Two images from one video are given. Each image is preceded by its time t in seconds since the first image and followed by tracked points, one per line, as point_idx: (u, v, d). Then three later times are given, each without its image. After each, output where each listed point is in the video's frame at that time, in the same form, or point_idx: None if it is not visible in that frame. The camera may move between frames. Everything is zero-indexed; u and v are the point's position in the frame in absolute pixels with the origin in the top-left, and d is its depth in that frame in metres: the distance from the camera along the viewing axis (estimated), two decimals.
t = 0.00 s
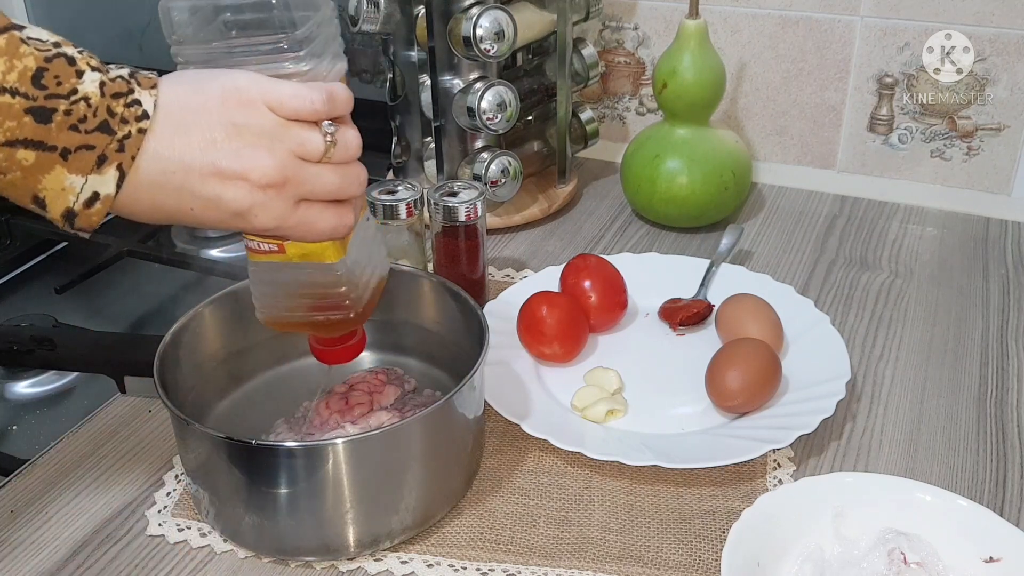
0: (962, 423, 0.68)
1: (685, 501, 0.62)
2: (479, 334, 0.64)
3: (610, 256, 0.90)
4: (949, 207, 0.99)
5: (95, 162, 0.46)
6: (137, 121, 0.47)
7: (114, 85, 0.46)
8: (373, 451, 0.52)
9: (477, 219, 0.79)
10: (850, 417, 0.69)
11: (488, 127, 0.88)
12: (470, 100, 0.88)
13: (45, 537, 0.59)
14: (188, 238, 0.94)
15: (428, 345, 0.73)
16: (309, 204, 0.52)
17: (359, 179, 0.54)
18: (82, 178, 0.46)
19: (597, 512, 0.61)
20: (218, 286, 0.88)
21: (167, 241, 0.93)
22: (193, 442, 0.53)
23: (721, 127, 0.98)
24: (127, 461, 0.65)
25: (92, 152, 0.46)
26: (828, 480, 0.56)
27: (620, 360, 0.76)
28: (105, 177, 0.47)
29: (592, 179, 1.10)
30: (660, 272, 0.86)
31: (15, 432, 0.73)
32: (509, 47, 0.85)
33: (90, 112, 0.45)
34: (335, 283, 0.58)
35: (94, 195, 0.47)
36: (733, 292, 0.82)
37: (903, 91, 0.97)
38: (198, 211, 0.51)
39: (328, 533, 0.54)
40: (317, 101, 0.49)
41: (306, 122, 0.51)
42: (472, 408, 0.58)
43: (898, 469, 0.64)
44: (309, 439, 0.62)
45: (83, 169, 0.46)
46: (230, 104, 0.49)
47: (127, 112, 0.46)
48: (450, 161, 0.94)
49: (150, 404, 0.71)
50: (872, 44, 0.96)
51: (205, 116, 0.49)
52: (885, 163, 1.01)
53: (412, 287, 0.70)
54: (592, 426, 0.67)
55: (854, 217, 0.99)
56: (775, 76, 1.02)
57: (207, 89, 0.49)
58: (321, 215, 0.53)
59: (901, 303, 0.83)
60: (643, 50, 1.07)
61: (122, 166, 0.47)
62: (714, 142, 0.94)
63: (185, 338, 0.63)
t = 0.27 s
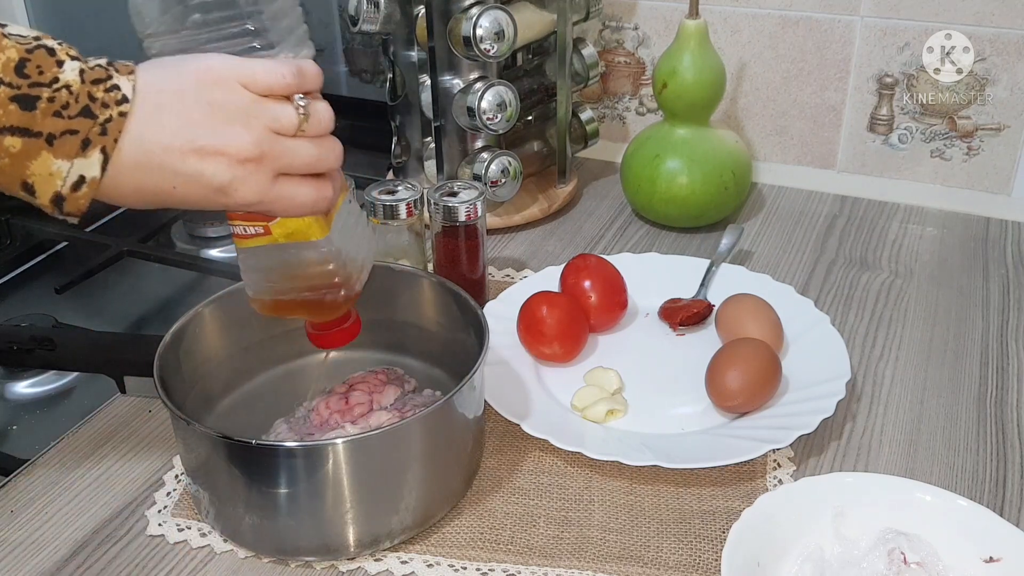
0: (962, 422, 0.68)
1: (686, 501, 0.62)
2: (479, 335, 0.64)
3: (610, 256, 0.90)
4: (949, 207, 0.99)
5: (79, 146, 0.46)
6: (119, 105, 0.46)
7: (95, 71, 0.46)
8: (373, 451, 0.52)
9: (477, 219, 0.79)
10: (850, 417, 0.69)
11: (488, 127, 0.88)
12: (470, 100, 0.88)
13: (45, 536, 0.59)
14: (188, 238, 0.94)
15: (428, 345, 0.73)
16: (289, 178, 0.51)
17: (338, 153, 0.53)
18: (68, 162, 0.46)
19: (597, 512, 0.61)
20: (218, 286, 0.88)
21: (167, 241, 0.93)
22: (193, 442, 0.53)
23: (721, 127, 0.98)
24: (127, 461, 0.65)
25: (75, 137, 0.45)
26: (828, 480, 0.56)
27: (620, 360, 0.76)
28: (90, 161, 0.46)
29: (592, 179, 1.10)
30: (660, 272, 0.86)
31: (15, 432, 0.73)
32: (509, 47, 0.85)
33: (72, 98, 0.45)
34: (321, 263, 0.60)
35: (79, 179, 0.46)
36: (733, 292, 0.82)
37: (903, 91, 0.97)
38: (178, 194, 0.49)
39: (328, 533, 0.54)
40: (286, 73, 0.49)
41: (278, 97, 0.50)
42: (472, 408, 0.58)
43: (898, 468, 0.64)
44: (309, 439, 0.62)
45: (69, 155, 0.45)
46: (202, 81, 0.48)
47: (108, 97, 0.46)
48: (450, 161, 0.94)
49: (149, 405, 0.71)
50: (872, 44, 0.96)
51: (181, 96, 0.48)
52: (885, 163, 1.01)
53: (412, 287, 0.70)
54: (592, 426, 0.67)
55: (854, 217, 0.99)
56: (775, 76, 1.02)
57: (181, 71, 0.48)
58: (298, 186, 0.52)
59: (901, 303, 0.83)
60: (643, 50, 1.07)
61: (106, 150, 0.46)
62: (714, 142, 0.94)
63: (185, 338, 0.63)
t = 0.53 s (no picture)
0: (962, 422, 0.68)
1: (686, 501, 0.62)
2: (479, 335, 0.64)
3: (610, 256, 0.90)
4: (949, 207, 0.99)
5: (24, 120, 0.45)
6: (61, 78, 0.46)
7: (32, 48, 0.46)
8: (373, 451, 0.52)
9: (477, 219, 0.79)
10: (850, 417, 0.69)
11: (488, 127, 0.88)
12: (470, 101, 0.88)
13: (45, 536, 0.59)
14: (188, 238, 0.94)
15: (428, 345, 0.73)
16: (240, 137, 0.52)
17: (288, 107, 0.54)
18: (14, 137, 0.45)
19: (597, 512, 0.61)
20: (218, 286, 0.88)
21: (168, 241, 0.93)
22: (193, 442, 0.53)
23: (721, 127, 0.98)
24: (127, 461, 0.65)
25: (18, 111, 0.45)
26: (828, 480, 0.56)
27: (620, 360, 0.76)
28: (37, 134, 0.46)
29: (592, 179, 1.10)
30: (661, 272, 0.86)
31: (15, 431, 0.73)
32: (509, 47, 0.85)
33: (13, 72, 0.45)
34: (297, 243, 0.62)
35: (27, 154, 0.46)
36: (733, 292, 0.82)
37: (903, 91, 0.97)
38: (133, 163, 0.50)
39: (328, 534, 0.54)
40: (222, 29, 0.51)
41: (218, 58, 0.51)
42: (472, 408, 0.58)
43: (898, 469, 0.64)
44: (309, 439, 0.62)
45: (14, 129, 0.45)
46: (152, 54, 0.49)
47: (50, 71, 0.46)
48: (450, 161, 0.94)
49: (150, 405, 0.71)
50: (872, 44, 0.96)
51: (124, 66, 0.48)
52: (885, 163, 1.01)
53: (412, 287, 0.70)
54: (592, 426, 0.67)
55: (854, 217, 0.99)
56: (775, 77, 1.02)
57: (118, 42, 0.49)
58: (255, 144, 0.52)
59: (901, 303, 0.83)
60: (643, 50, 1.07)
61: (51, 122, 0.46)
62: (714, 142, 0.94)
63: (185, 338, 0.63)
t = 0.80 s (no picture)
0: (962, 422, 0.68)
1: (686, 501, 0.62)
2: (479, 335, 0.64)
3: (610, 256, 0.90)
4: (949, 207, 0.99)
5: None
6: None
7: None
8: (373, 451, 0.52)
9: (477, 219, 0.79)
10: (850, 417, 0.69)
11: (488, 127, 0.88)
12: (470, 100, 0.88)
13: (46, 536, 0.59)
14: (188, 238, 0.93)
15: (427, 345, 0.73)
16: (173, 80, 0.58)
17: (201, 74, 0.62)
18: None
19: (597, 512, 0.61)
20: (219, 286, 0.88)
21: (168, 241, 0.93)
22: (193, 442, 0.53)
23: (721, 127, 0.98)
24: (127, 461, 0.65)
25: None
26: (828, 481, 0.56)
27: (620, 360, 0.76)
28: None
29: (592, 179, 1.10)
30: (661, 273, 0.86)
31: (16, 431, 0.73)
32: (509, 47, 0.85)
33: None
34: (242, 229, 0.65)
35: None
36: (733, 292, 0.82)
37: (903, 90, 0.97)
38: (94, 93, 0.54)
39: (328, 534, 0.54)
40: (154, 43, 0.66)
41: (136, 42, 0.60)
42: (472, 408, 0.58)
43: (898, 469, 0.64)
44: (309, 439, 0.62)
45: None
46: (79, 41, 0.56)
47: None
48: (449, 161, 0.94)
49: (150, 405, 0.71)
50: (872, 44, 0.96)
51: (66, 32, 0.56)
52: (885, 163, 1.01)
53: (412, 287, 0.70)
54: (592, 426, 0.67)
55: (855, 217, 0.99)
56: (776, 77, 1.02)
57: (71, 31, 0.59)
58: (185, 92, 0.58)
59: (901, 303, 0.83)
60: (643, 50, 1.07)
61: None
62: (714, 142, 0.94)
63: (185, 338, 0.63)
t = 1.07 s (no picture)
0: (962, 423, 0.68)
1: (686, 501, 0.62)
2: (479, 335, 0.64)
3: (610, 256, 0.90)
4: (949, 207, 0.99)
5: None
6: None
7: None
8: (373, 451, 0.52)
9: (477, 219, 0.79)
10: (850, 417, 0.69)
11: (488, 127, 0.88)
12: (470, 101, 0.88)
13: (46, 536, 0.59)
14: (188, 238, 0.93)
15: (427, 345, 0.73)
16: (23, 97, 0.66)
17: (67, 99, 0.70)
18: None
19: (597, 512, 0.61)
20: (219, 286, 0.88)
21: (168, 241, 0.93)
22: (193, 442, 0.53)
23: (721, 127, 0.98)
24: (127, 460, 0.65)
25: None
26: (828, 481, 0.56)
27: (621, 360, 0.76)
28: None
29: (592, 179, 1.10)
30: (661, 273, 0.86)
31: (16, 431, 0.73)
32: (509, 47, 0.85)
33: None
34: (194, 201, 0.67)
35: None
36: (733, 292, 0.82)
37: (903, 90, 0.97)
38: None
39: (328, 534, 0.54)
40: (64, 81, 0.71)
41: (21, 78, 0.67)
42: (472, 408, 0.58)
43: (898, 469, 0.64)
44: (309, 439, 0.62)
45: None
46: None
47: None
48: (449, 161, 0.94)
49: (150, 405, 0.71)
50: (872, 45, 0.96)
51: None
52: (885, 163, 1.01)
53: (412, 287, 0.70)
54: (591, 426, 0.67)
55: (854, 217, 0.99)
56: (776, 77, 1.02)
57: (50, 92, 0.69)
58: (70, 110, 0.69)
59: (901, 303, 0.83)
60: (643, 50, 1.07)
61: None
62: (714, 142, 0.94)
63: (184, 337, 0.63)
